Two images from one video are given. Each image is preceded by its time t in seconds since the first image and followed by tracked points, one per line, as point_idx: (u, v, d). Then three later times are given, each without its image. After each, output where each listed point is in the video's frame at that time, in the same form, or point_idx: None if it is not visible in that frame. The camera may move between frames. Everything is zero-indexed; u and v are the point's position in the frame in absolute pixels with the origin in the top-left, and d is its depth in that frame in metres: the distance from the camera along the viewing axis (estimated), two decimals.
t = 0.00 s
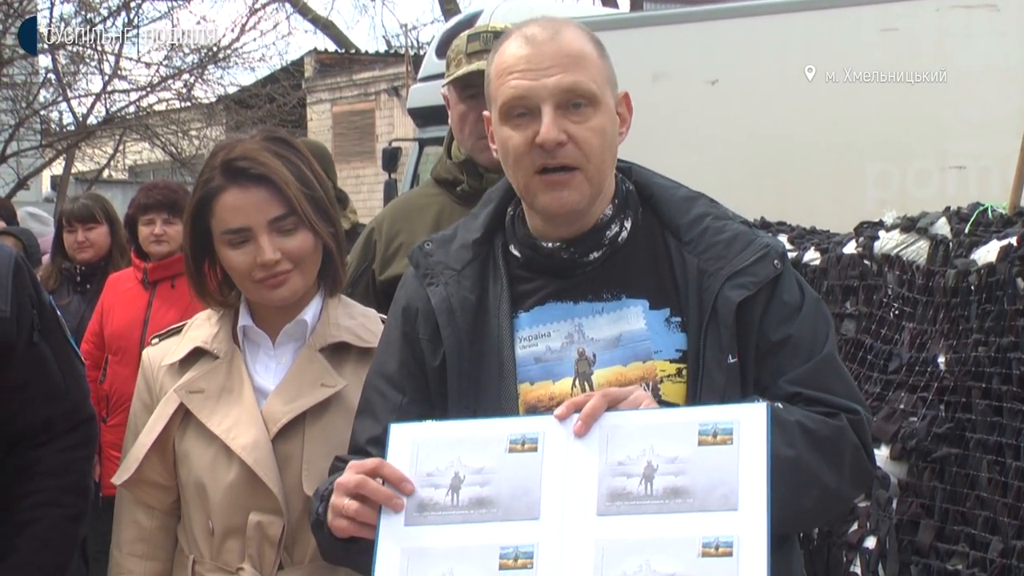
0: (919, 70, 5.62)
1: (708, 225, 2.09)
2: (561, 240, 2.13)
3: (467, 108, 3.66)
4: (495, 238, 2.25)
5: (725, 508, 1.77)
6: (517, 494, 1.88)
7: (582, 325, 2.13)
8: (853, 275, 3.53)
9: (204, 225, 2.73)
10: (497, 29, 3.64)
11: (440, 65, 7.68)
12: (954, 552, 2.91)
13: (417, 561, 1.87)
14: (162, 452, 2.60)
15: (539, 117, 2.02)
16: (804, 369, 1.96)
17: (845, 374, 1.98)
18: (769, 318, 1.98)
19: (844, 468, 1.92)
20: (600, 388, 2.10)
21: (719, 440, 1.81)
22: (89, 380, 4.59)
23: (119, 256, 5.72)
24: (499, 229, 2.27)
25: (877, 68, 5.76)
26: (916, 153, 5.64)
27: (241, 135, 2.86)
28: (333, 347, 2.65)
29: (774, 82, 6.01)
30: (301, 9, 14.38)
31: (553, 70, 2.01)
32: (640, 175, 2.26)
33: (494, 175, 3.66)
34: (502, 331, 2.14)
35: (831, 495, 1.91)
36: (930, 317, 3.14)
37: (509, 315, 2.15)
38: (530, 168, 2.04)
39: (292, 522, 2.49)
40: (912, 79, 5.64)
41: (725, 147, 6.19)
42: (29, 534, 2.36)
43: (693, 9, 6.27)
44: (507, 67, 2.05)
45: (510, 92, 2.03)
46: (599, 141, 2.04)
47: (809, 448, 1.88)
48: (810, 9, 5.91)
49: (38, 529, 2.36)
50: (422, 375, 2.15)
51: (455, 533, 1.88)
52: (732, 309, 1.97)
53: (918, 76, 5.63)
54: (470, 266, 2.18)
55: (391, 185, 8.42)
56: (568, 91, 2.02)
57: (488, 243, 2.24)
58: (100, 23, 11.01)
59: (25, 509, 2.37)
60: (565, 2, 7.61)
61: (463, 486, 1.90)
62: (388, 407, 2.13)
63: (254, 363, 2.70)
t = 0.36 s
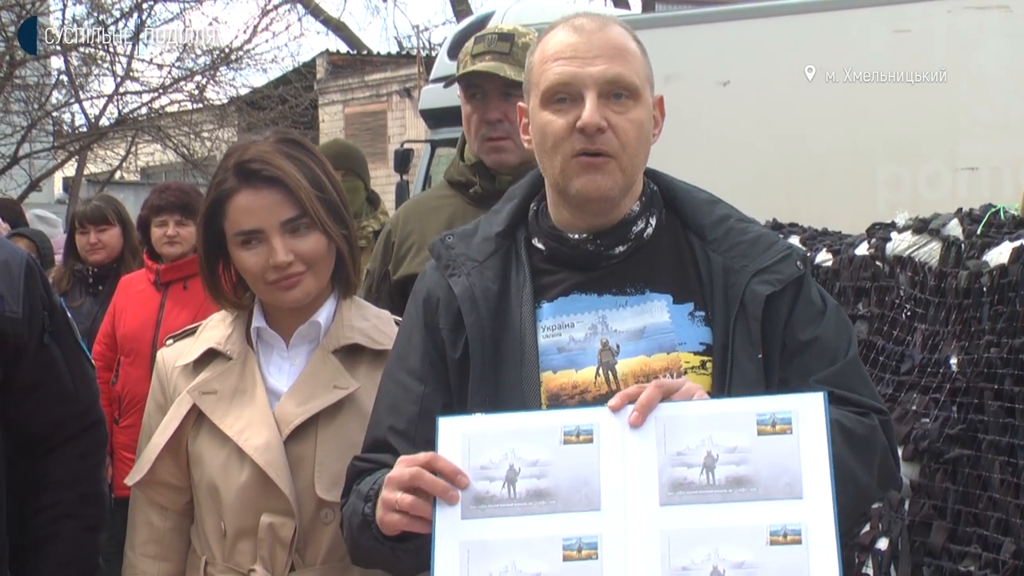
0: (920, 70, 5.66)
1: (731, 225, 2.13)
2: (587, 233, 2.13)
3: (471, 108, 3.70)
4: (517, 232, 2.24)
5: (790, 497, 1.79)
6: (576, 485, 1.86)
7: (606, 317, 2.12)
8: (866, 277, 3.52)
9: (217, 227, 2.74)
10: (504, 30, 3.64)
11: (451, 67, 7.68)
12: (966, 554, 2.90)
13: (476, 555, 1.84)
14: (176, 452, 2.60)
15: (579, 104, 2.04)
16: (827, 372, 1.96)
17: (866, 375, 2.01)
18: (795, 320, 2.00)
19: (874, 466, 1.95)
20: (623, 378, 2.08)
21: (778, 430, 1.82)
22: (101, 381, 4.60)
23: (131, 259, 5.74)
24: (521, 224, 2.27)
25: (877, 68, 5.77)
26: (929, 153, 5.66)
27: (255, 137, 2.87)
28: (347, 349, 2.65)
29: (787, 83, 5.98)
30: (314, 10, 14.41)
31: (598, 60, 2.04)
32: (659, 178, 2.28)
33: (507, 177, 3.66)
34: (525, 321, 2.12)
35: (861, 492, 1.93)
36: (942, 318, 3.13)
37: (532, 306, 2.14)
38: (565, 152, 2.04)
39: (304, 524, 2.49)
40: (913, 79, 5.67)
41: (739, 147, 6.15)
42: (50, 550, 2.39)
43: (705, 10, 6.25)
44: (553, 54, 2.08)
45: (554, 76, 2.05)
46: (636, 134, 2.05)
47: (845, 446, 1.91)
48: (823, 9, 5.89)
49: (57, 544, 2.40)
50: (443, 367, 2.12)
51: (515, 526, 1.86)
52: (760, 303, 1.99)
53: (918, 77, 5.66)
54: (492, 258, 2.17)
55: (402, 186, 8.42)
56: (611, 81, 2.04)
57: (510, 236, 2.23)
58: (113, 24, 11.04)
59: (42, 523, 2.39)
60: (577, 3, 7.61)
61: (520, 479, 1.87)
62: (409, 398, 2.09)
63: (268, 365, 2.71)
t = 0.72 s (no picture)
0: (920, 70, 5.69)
1: (735, 242, 2.14)
2: (595, 240, 2.14)
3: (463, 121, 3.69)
4: (522, 240, 2.26)
5: (804, 512, 1.80)
6: (590, 496, 1.85)
7: (609, 327, 2.13)
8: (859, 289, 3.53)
9: (215, 239, 2.74)
10: (496, 43, 3.67)
11: (446, 79, 7.70)
12: (960, 566, 2.89)
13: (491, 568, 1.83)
14: (171, 466, 2.60)
15: (603, 112, 2.05)
16: (826, 393, 1.97)
17: (865, 396, 2.02)
18: (801, 339, 2.01)
19: (875, 485, 1.95)
20: (627, 389, 2.09)
21: (792, 445, 1.83)
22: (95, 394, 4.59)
23: (125, 271, 5.73)
24: (525, 233, 2.28)
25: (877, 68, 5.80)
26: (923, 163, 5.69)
27: (252, 149, 2.87)
28: (343, 363, 2.65)
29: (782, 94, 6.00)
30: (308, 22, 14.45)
31: (621, 70, 2.06)
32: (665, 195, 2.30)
33: (501, 189, 3.66)
34: (528, 328, 2.13)
35: (861, 508, 1.93)
36: (935, 330, 3.13)
37: (535, 315, 2.14)
38: (587, 158, 2.04)
39: (300, 538, 2.49)
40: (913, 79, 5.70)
41: (734, 158, 6.16)
42: (51, 566, 2.40)
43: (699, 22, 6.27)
44: (574, 64, 2.09)
45: (576, 85, 2.06)
46: (656, 143, 2.07)
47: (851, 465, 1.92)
48: (818, 22, 5.93)
49: (60, 560, 2.40)
50: (446, 374, 2.11)
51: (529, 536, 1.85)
52: (765, 318, 2.00)
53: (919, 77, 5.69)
54: (497, 265, 2.17)
55: (396, 198, 8.43)
56: (633, 92, 2.06)
57: (515, 244, 2.24)
58: (108, 35, 11.04)
59: (41, 540, 2.40)
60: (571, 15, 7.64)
61: (534, 489, 1.86)
62: (411, 403, 2.08)
63: (264, 378, 2.71)
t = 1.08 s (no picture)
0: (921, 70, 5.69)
1: (719, 254, 2.16)
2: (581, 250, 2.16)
3: (445, 134, 3.71)
4: (506, 252, 2.27)
5: (796, 517, 1.82)
6: (582, 506, 1.85)
7: (595, 338, 2.14)
8: (841, 300, 3.55)
9: (198, 250, 2.75)
10: (478, 55, 3.67)
11: (429, 91, 7.72)
12: None
13: None
14: (154, 477, 2.59)
15: (591, 123, 2.06)
16: (807, 404, 1.99)
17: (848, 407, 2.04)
18: (785, 351, 2.03)
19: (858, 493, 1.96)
20: (612, 399, 2.10)
21: (782, 452, 1.85)
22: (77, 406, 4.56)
23: (107, 283, 5.71)
24: (509, 244, 2.30)
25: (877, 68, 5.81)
26: (906, 174, 5.71)
27: (236, 161, 2.87)
28: (326, 374, 2.65)
29: (765, 107, 6.05)
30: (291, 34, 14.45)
31: (607, 81, 2.07)
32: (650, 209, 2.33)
33: (484, 201, 3.67)
34: (514, 338, 2.13)
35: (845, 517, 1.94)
36: (917, 341, 3.16)
37: (520, 325, 2.15)
38: (575, 168, 2.05)
39: (282, 549, 2.48)
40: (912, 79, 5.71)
41: (717, 169, 6.19)
42: None
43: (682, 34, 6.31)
44: (561, 74, 2.10)
45: (564, 95, 2.07)
46: (642, 154, 2.09)
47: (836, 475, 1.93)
48: (802, 34, 5.97)
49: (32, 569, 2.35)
50: (432, 385, 2.11)
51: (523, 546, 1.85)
52: (750, 329, 2.01)
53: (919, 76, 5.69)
54: (482, 276, 2.18)
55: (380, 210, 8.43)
56: (619, 103, 2.07)
57: (499, 256, 2.25)
58: (91, 47, 11.01)
59: (17, 550, 2.36)
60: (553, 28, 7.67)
61: (527, 499, 1.86)
62: (398, 416, 2.08)
63: (247, 390, 2.71)
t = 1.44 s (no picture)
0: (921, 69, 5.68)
1: (706, 250, 2.17)
2: (565, 246, 2.16)
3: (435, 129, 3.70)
4: (495, 249, 2.27)
5: (782, 512, 1.82)
6: (569, 503, 1.86)
7: (583, 335, 2.14)
8: (829, 296, 3.55)
9: (185, 244, 2.73)
10: (466, 51, 3.65)
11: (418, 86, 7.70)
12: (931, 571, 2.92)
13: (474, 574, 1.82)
14: (143, 472, 2.58)
15: (561, 125, 2.06)
16: (793, 399, 2.00)
17: (836, 403, 2.05)
18: (772, 346, 2.04)
19: (845, 486, 1.97)
20: (600, 395, 2.10)
21: (767, 447, 1.85)
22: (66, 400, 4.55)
23: (96, 278, 5.68)
24: (498, 241, 2.29)
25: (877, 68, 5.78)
26: (895, 170, 5.72)
27: (224, 155, 2.86)
28: (314, 368, 2.65)
29: (756, 103, 6.06)
30: (281, 28, 14.41)
31: (578, 82, 2.07)
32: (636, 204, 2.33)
33: (473, 197, 3.68)
34: (502, 336, 2.12)
35: (832, 511, 1.95)
36: (907, 336, 3.17)
37: (508, 322, 2.14)
38: (545, 170, 2.06)
39: (271, 542, 2.48)
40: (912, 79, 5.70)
41: (707, 164, 6.20)
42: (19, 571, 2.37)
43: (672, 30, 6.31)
44: (534, 76, 2.11)
45: (534, 98, 2.08)
46: (616, 154, 2.08)
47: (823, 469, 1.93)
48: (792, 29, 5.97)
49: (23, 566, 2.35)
50: (421, 382, 2.10)
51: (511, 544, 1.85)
52: (738, 324, 2.02)
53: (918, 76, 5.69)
54: (471, 273, 2.18)
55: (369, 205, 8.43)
56: (590, 103, 2.07)
57: (487, 253, 2.25)
58: (80, 42, 10.95)
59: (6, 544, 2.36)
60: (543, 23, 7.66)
61: (514, 496, 1.86)
62: (388, 412, 2.08)
63: (235, 383, 2.70)
